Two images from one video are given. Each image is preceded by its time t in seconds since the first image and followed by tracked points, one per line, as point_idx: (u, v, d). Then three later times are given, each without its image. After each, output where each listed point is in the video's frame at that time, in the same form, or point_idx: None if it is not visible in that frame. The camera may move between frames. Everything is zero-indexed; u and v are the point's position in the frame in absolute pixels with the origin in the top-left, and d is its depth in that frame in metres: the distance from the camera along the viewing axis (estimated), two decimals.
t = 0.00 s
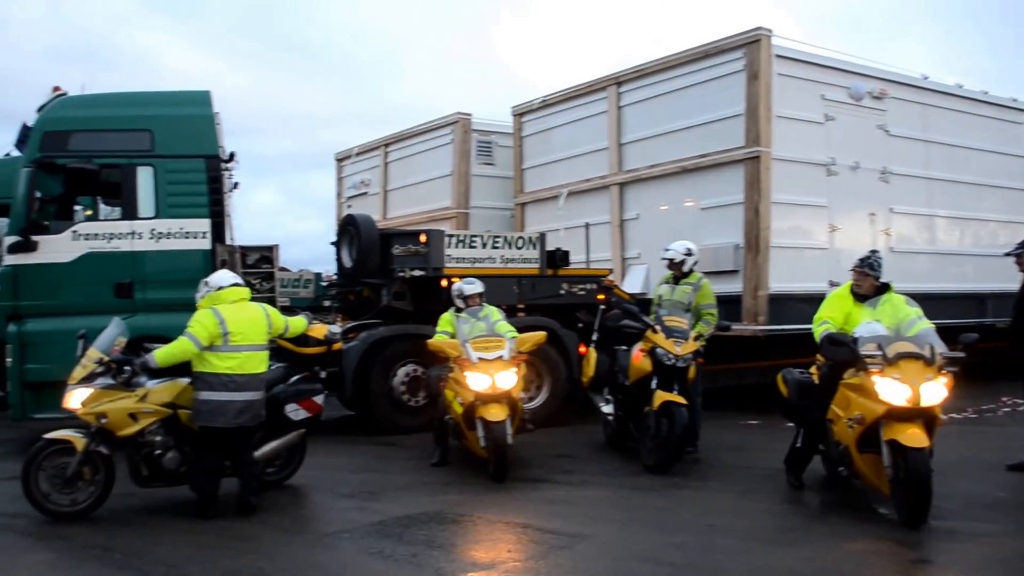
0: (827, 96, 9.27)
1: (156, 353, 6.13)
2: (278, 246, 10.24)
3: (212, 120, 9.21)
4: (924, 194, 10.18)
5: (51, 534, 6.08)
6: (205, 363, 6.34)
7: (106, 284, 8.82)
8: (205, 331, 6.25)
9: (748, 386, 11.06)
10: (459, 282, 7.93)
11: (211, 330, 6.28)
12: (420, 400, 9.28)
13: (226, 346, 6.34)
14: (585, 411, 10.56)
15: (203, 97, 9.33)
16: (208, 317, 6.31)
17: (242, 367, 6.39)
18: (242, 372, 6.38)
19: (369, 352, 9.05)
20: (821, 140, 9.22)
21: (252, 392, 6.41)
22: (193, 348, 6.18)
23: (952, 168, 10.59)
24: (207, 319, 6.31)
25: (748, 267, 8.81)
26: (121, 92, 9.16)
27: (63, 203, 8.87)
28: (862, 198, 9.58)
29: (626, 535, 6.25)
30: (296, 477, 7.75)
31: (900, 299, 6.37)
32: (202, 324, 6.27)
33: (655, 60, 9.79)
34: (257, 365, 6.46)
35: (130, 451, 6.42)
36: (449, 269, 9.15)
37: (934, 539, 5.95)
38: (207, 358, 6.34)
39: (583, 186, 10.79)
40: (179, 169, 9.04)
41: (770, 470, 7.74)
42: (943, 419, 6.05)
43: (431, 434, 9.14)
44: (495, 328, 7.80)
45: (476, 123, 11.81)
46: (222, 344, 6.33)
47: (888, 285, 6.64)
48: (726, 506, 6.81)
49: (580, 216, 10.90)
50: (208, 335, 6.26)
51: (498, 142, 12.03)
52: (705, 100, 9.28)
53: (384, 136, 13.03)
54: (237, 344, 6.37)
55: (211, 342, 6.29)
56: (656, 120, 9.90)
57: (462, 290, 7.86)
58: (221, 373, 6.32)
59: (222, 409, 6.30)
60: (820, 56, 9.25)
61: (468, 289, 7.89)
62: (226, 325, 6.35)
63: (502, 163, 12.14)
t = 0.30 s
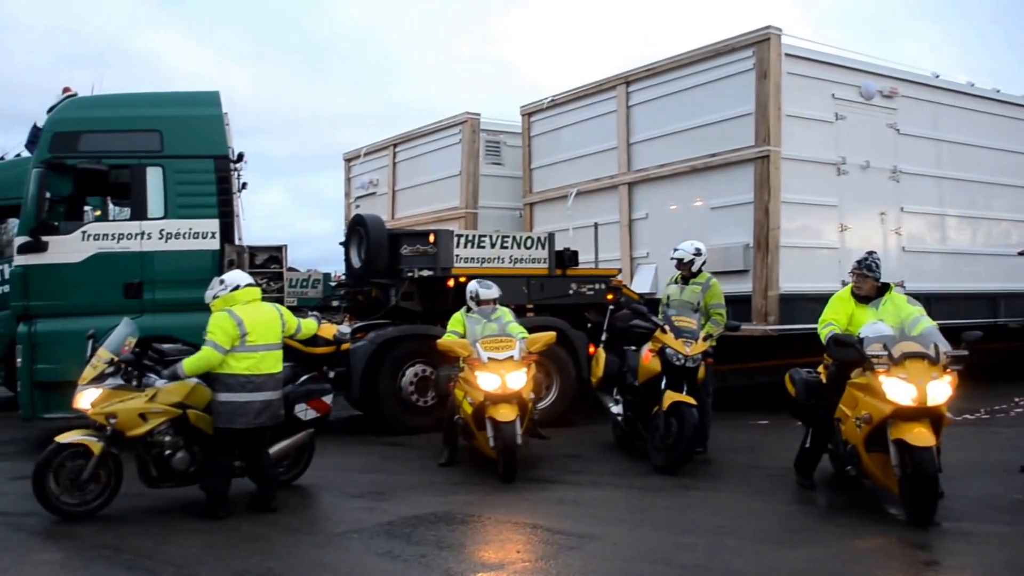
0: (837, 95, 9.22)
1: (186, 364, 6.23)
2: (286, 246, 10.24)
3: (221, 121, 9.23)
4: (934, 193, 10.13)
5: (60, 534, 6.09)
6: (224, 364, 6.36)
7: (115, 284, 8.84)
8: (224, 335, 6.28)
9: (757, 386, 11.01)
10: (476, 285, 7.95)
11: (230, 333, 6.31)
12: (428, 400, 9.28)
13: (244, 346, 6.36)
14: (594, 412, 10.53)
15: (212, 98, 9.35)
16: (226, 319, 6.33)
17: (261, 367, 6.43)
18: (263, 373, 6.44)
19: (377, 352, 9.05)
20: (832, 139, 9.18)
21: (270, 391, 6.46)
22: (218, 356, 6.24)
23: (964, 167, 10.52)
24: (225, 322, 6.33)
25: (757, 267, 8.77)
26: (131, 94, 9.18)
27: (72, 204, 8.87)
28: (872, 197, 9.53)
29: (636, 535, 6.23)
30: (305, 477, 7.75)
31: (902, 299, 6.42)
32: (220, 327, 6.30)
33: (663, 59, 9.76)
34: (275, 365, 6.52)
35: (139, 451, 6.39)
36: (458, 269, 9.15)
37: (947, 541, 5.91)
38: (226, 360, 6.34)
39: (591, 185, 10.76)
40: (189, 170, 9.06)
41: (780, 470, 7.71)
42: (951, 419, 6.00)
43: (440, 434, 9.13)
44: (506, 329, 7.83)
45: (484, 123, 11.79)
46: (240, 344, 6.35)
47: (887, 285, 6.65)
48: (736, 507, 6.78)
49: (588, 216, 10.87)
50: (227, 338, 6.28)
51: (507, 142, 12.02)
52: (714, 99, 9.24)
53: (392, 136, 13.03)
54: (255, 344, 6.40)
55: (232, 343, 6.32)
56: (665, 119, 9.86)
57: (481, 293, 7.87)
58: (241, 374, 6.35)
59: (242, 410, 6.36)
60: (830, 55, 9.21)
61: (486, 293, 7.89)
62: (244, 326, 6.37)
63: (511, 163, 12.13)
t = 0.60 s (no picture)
0: (841, 94, 9.20)
1: (200, 372, 6.31)
2: (289, 247, 10.35)
3: (224, 121, 9.23)
4: (938, 193, 10.11)
5: (63, 534, 6.09)
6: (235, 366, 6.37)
7: (117, 284, 8.83)
8: (233, 339, 6.27)
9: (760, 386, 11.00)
10: (488, 287, 7.85)
11: (240, 336, 6.30)
12: (431, 400, 9.27)
13: (254, 348, 6.38)
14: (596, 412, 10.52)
15: (215, 98, 9.35)
16: (236, 323, 6.32)
17: (271, 368, 6.46)
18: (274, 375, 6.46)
19: (380, 351, 9.03)
20: (835, 139, 9.16)
21: (282, 391, 6.50)
22: (227, 363, 6.25)
23: (967, 166, 10.50)
24: (234, 324, 6.32)
25: (761, 267, 8.76)
26: (133, 93, 9.17)
27: (74, 204, 8.88)
28: (876, 196, 9.51)
29: (639, 536, 6.22)
30: (308, 477, 7.75)
31: (901, 299, 6.42)
32: (231, 330, 6.29)
33: (667, 59, 9.75)
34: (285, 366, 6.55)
35: (141, 452, 6.39)
36: (460, 269, 9.14)
37: (950, 542, 5.90)
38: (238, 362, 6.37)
39: (594, 185, 10.75)
40: (191, 170, 9.06)
41: (783, 470, 7.70)
42: (948, 417, 6.01)
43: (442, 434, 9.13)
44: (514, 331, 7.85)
45: (487, 123, 11.79)
46: (251, 346, 6.37)
47: (883, 285, 6.64)
48: (739, 507, 6.77)
49: (591, 216, 10.86)
50: (237, 341, 6.29)
51: (510, 142, 12.01)
52: (717, 99, 9.23)
53: (395, 136, 13.03)
54: (265, 345, 6.42)
55: (241, 346, 6.32)
56: (668, 119, 9.84)
57: (489, 297, 7.84)
58: (253, 376, 6.37)
59: (255, 411, 6.39)
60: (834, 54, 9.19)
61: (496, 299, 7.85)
62: (255, 328, 6.38)
63: (514, 163, 12.12)
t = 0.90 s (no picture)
0: (838, 94, 9.19)
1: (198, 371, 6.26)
2: (284, 249, 10.44)
3: (221, 120, 9.21)
4: (935, 193, 10.10)
5: (59, 535, 6.07)
6: (235, 364, 6.34)
7: (114, 284, 8.81)
8: (233, 337, 6.23)
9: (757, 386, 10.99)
10: (489, 287, 7.82)
11: (240, 333, 6.26)
12: (428, 400, 9.25)
13: (255, 345, 6.34)
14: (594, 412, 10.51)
15: (212, 97, 9.33)
16: (236, 320, 6.29)
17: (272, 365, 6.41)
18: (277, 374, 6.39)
19: (377, 351, 9.01)
20: (833, 139, 9.15)
21: (282, 390, 6.42)
22: (223, 360, 6.20)
23: (965, 166, 10.49)
24: (235, 321, 6.30)
25: (758, 267, 8.73)
26: (130, 93, 9.15)
27: (72, 203, 8.86)
28: (874, 196, 9.50)
29: (637, 536, 6.21)
30: (304, 478, 7.73)
31: (897, 298, 6.36)
32: (231, 327, 6.26)
33: (664, 58, 9.73)
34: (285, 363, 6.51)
35: (137, 453, 6.37)
36: (457, 269, 9.10)
37: (948, 542, 5.88)
38: (238, 360, 6.34)
39: (591, 185, 10.73)
40: (188, 170, 9.04)
41: (781, 470, 7.68)
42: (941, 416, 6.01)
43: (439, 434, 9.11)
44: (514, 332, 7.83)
45: (484, 122, 11.77)
46: (251, 344, 6.33)
47: (882, 285, 6.58)
48: (737, 507, 6.76)
49: (588, 216, 10.84)
50: (238, 339, 6.26)
51: (507, 141, 11.99)
52: (714, 98, 9.21)
53: (392, 135, 13.01)
54: (265, 343, 6.39)
55: (241, 343, 6.28)
56: (665, 119, 9.83)
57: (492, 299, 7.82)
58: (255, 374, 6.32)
59: (254, 411, 6.33)
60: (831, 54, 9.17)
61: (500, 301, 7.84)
62: (254, 325, 6.36)
63: (511, 163, 12.10)
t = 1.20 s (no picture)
0: (829, 94, 9.19)
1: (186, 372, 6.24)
2: (277, 246, 10.18)
3: (212, 120, 9.18)
4: (926, 193, 10.10)
5: (48, 536, 6.04)
6: (222, 366, 6.29)
7: (103, 284, 8.76)
8: (218, 338, 6.18)
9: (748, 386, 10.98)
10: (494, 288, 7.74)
11: (226, 334, 6.21)
12: (418, 401, 9.21)
13: (241, 346, 6.29)
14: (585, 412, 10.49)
15: (202, 97, 9.30)
16: (222, 321, 6.25)
17: (259, 366, 6.34)
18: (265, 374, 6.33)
19: (368, 350, 8.97)
20: (824, 138, 9.15)
21: (270, 391, 6.37)
22: (209, 361, 6.16)
23: (956, 166, 10.49)
24: (220, 322, 6.24)
25: (749, 267, 8.73)
26: (120, 92, 9.12)
27: (61, 203, 8.82)
28: (864, 196, 9.50)
29: (628, 536, 6.19)
30: (295, 478, 7.70)
31: (888, 299, 6.34)
32: (216, 328, 6.21)
33: (656, 58, 9.72)
34: (274, 364, 6.44)
35: (128, 453, 6.34)
36: (448, 269, 9.09)
37: (938, 542, 5.88)
38: (226, 361, 6.29)
39: (583, 185, 10.72)
40: (179, 169, 9.00)
41: (772, 470, 7.68)
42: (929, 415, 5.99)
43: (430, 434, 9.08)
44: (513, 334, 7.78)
45: (476, 122, 11.75)
46: (237, 344, 6.27)
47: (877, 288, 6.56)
48: (727, 507, 6.75)
49: (580, 216, 10.83)
50: (223, 341, 6.20)
51: (499, 141, 11.97)
52: (705, 98, 9.20)
53: (383, 135, 12.98)
54: (252, 344, 6.32)
55: (227, 344, 6.23)
56: (657, 119, 9.82)
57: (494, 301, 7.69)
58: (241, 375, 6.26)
59: (241, 411, 6.29)
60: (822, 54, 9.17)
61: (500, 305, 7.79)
62: (240, 326, 6.30)
63: (502, 162, 12.08)
